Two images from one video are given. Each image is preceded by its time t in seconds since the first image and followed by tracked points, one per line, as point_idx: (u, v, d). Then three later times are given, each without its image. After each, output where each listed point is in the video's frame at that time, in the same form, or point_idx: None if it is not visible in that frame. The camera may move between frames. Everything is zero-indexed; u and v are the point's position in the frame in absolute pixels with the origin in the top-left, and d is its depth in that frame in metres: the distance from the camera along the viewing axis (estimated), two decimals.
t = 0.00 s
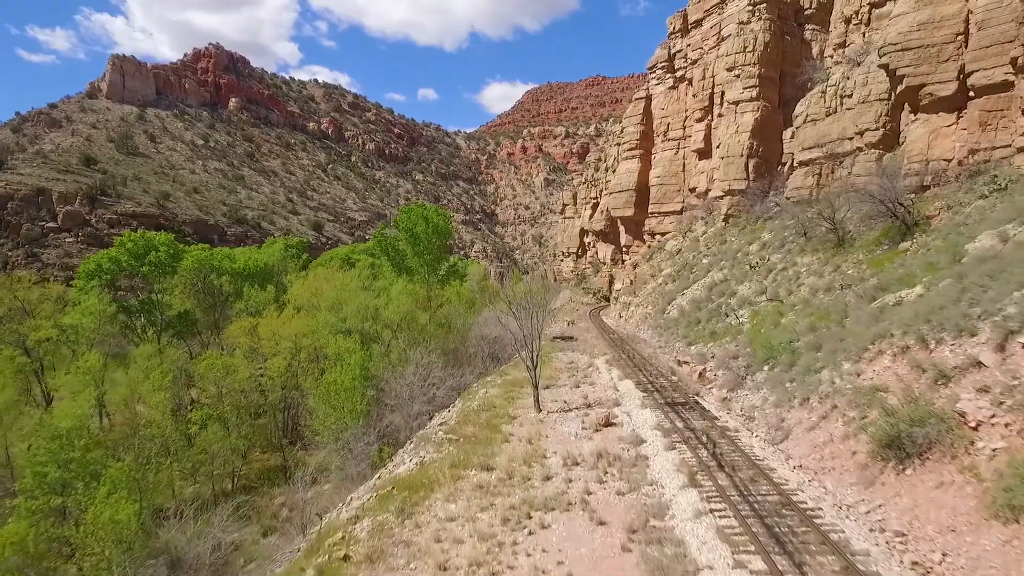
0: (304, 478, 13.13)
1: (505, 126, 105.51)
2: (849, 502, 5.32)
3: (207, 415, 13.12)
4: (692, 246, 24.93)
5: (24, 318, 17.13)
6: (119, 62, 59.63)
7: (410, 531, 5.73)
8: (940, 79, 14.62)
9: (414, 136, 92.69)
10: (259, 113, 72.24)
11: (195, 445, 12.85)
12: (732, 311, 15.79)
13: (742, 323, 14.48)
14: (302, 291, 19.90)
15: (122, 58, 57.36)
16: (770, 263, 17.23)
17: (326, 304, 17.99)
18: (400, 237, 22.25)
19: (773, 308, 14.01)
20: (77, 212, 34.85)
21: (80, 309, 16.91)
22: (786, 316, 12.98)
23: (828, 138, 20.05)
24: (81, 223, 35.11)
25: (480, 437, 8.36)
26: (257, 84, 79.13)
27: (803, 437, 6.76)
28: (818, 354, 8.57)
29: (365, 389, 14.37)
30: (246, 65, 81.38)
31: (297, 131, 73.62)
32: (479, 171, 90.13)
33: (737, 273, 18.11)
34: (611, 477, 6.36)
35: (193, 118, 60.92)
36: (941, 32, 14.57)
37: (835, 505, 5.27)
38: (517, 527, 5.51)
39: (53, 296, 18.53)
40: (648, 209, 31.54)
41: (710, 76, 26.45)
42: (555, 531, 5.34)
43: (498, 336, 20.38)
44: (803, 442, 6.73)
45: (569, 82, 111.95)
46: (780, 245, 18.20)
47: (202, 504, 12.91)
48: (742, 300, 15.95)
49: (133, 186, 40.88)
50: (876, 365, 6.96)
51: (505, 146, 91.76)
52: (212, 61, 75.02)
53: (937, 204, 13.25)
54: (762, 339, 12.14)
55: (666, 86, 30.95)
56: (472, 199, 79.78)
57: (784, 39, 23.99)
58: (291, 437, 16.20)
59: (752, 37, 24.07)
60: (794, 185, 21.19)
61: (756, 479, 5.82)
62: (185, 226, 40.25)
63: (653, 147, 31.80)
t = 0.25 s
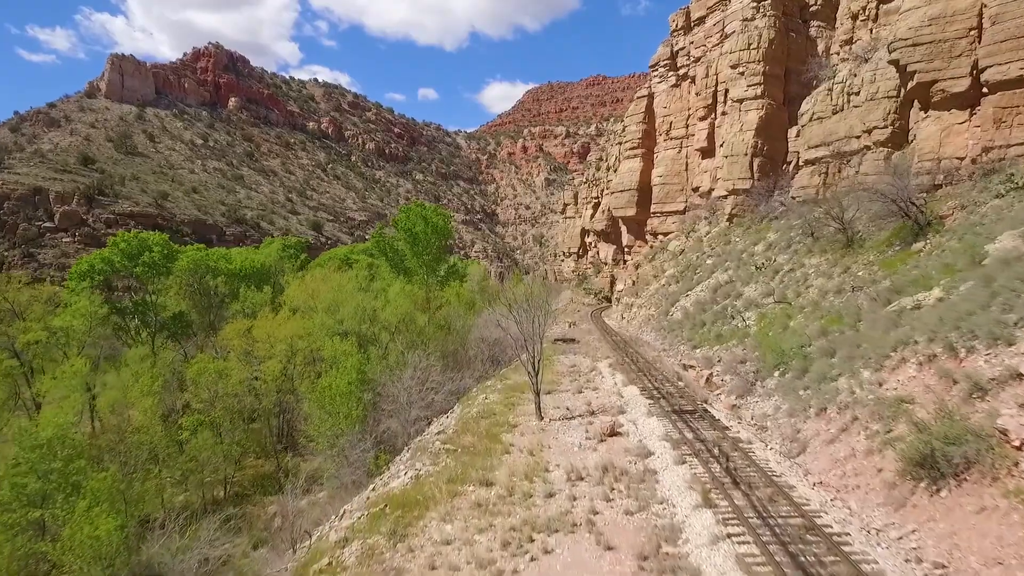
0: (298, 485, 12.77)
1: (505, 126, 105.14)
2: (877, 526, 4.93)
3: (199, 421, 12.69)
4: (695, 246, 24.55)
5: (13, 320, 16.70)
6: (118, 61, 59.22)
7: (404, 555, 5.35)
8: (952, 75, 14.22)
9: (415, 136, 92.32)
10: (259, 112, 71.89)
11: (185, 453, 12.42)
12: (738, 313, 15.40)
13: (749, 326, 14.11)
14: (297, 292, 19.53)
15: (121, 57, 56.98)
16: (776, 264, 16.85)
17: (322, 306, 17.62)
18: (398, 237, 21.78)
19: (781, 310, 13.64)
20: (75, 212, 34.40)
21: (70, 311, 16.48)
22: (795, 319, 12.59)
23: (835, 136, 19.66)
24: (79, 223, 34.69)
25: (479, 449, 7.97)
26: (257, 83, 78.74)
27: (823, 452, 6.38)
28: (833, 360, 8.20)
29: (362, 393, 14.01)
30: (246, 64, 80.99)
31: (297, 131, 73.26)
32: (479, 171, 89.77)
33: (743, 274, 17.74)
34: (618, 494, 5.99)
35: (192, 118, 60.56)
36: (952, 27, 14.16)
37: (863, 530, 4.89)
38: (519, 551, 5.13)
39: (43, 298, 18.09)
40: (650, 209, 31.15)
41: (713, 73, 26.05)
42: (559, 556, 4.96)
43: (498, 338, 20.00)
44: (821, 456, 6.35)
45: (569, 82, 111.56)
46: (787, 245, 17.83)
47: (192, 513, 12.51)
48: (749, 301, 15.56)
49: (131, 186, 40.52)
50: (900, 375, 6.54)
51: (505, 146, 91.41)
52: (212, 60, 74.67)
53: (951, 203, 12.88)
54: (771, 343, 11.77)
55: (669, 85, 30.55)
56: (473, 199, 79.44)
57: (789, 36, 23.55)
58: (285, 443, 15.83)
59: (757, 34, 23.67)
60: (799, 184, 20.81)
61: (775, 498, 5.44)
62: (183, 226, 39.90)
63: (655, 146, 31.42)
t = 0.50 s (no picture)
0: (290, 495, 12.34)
1: (505, 125, 104.69)
2: (919, 562, 4.42)
3: (188, 428, 12.18)
4: (699, 247, 24.12)
5: None
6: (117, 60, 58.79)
7: None
8: (968, 70, 13.83)
9: (415, 136, 91.90)
10: (258, 112, 71.46)
11: (173, 461, 11.89)
12: (745, 316, 14.98)
13: (758, 329, 13.67)
14: (293, 294, 19.11)
15: (120, 56, 56.58)
16: (784, 265, 16.42)
17: (318, 308, 17.20)
18: (395, 237, 21.32)
19: (791, 313, 13.21)
20: (71, 212, 33.95)
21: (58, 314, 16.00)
22: (806, 323, 12.15)
23: (843, 135, 19.22)
24: (75, 223, 34.21)
25: (479, 463, 7.54)
26: (256, 83, 78.32)
27: (849, 471, 5.92)
28: (852, 369, 7.76)
29: (357, 399, 13.60)
30: (246, 64, 80.58)
31: (296, 130, 72.85)
32: (479, 171, 89.35)
33: (749, 275, 17.33)
34: (629, 519, 5.56)
35: (192, 117, 60.16)
36: (968, 21, 13.81)
37: (902, 564, 4.43)
38: None
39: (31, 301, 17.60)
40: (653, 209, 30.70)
41: (717, 71, 25.61)
42: None
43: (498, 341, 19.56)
44: (846, 476, 5.90)
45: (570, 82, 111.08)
46: (794, 246, 17.39)
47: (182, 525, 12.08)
48: (756, 304, 15.14)
49: (129, 185, 40.11)
50: (931, 387, 6.07)
51: (506, 145, 91.00)
52: (211, 60, 74.29)
53: (967, 203, 12.44)
54: (783, 348, 11.33)
55: (672, 83, 30.11)
56: (473, 199, 79.01)
57: (795, 32, 23.14)
58: (279, 450, 15.44)
59: (762, 30, 23.24)
60: (806, 184, 20.37)
61: (801, 526, 4.99)
62: (181, 226, 39.50)
63: (657, 145, 30.97)
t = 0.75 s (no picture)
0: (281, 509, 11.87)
1: (506, 125, 104.34)
2: None
3: (176, 436, 11.57)
4: (702, 247, 23.71)
5: None
6: (117, 60, 58.40)
7: None
8: (981, 66, 13.45)
9: (415, 136, 91.54)
10: (258, 111, 71.05)
11: (158, 473, 11.32)
12: (752, 319, 14.59)
13: (766, 333, 13.27)
14: (289, 296, 18.75)
15: (119, 55, 56.18)
16: (791, 267, 16.02)
17: (314, 310, 16.83)
18: (393, 237, 20.89)
19: (801, 317, 12.80)
20: (67, 211, 33.56)
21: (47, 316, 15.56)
22: (818, 327, 11.75)
23: (850, 133, 18.80)
24: (72, 223, 33.73)
25: (478, 480, 7.11)
26: (256, 83, 77.96)
27: (875, 490, 5.42)
28: (873, 377, 7.35)
29: (353, 404, 13.24)
30: (246, 64, 80.24)
31: (296, 130, 72.49)
32: (479, 171, 88.97)
33: (755, 277, 16.94)
34: (639, 544, 5.18)
35: (191, 117, 59.79)
36: (982, 16, 13.44)
37: None
38: None
39: (20, 302, 17.14)
40: (655, 209, 30.31)
41: (721, 69, 25.20)
42: None
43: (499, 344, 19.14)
44: (872, 497, 5.38)
45: (570, 81, 110.74)
46: (801, 247, 16.99)
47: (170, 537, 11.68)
48: (763, 306, 14.75)
49: (126, 185, 39.73)
50: (964, 401, 5.63)
51: (506, 145, 90.62)
52: (211, 59, 73.93)
53: (983, 202, 12.03)
54: (793, 353, 10.93)
55: (674, 81, 29.71)
56: (473, 199, 78.64)
57: (800, 29, 22.74)
58: (273, 456, 15.07)
59: (767, 27, 22.82)
60: (813, 183, 19.96)
61: (829, 556, 4.57)
62: (179, 226, 39.13)
63: (660, 144, 30.57)
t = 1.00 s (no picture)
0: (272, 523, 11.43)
1: (506, 125, 103.90)
2: None
3: (162, 445, 11.16)
4: (706, 248, 23.27)
5: None
6: (115, 59, 57.93)
7: None
8: (999, 61, 13.03)
9: (415, 135, 91.09)
10: (257, 111, 70.52)
11: (143, 485, 10.88)
12: (760, 323, 14.12)
13: (775, 338, 12.83)
14: (283, 298, 18.30)
15: (117, 54, 55.69)
16: (799, 269, 15.58)
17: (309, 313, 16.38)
18: (390, 238, 20.35)
19: (812, 321, 12.36)
20: (63, 211, 33.10)
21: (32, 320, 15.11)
22: (832, 333, 11.27)
23: (859, 131, 18.34)
24: (68, 223, 33.25)
25: (476, 502, 6.62)
26: (255, 82, 77.50)
27: (911, 518, 4.88)
28: (899, 389, 6.90)
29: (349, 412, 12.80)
30: (245, 63, 79.78)
31: (295, 129, 72.05)
32: (479, 170, 88.53)
33: (762, 279, 16.48)
34: None
35: (189, 116, 59.33)
36: (999, 9, 13.00)
37: None
38: None
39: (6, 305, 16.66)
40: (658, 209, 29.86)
41: (725, 66, 24.75)
42: None
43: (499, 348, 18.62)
44: (910, 529, 4.78)
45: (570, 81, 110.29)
46: (810, 248, 16.52)
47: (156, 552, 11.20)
48: (771, 309, 14.29)
49: (123, 185, 39.28)
50: (1009, 420, 5.13)
51: (506, 145, 90.11)
52: (209, 58, 73.45)
53: (1003, 202, 11.57)
54: (807, 360, 10.45)
55: (677, 79, 29.25)
56: (473, 198, 78.22)
57: (807, 25, 22.28)
58: (266, 464, 14.64)
59: (773, 23, 22.36)
60: (820, 183, 19.51)
61: None
62: (176, 227, 38.68)
63: (662, 143, 30.10)
